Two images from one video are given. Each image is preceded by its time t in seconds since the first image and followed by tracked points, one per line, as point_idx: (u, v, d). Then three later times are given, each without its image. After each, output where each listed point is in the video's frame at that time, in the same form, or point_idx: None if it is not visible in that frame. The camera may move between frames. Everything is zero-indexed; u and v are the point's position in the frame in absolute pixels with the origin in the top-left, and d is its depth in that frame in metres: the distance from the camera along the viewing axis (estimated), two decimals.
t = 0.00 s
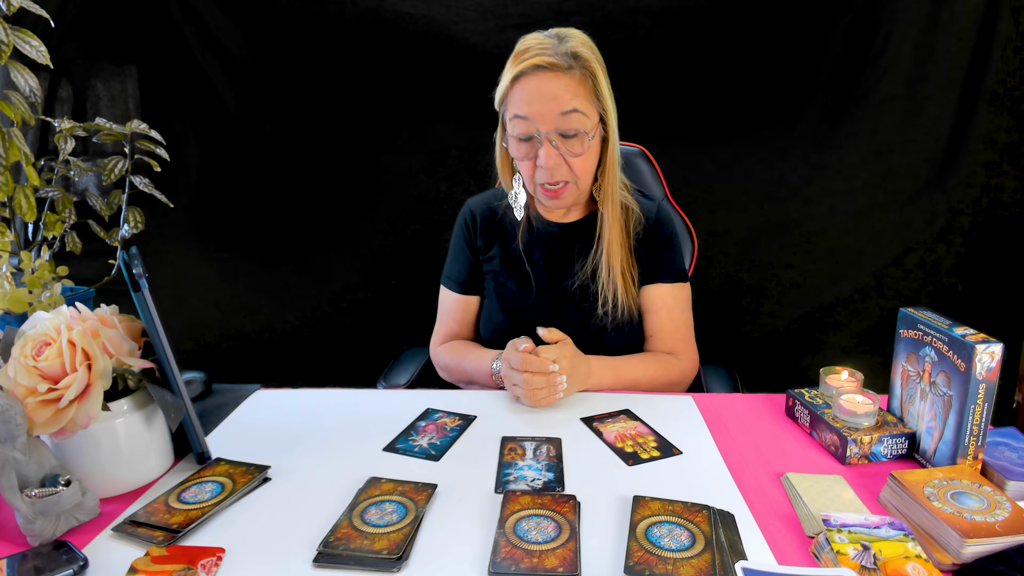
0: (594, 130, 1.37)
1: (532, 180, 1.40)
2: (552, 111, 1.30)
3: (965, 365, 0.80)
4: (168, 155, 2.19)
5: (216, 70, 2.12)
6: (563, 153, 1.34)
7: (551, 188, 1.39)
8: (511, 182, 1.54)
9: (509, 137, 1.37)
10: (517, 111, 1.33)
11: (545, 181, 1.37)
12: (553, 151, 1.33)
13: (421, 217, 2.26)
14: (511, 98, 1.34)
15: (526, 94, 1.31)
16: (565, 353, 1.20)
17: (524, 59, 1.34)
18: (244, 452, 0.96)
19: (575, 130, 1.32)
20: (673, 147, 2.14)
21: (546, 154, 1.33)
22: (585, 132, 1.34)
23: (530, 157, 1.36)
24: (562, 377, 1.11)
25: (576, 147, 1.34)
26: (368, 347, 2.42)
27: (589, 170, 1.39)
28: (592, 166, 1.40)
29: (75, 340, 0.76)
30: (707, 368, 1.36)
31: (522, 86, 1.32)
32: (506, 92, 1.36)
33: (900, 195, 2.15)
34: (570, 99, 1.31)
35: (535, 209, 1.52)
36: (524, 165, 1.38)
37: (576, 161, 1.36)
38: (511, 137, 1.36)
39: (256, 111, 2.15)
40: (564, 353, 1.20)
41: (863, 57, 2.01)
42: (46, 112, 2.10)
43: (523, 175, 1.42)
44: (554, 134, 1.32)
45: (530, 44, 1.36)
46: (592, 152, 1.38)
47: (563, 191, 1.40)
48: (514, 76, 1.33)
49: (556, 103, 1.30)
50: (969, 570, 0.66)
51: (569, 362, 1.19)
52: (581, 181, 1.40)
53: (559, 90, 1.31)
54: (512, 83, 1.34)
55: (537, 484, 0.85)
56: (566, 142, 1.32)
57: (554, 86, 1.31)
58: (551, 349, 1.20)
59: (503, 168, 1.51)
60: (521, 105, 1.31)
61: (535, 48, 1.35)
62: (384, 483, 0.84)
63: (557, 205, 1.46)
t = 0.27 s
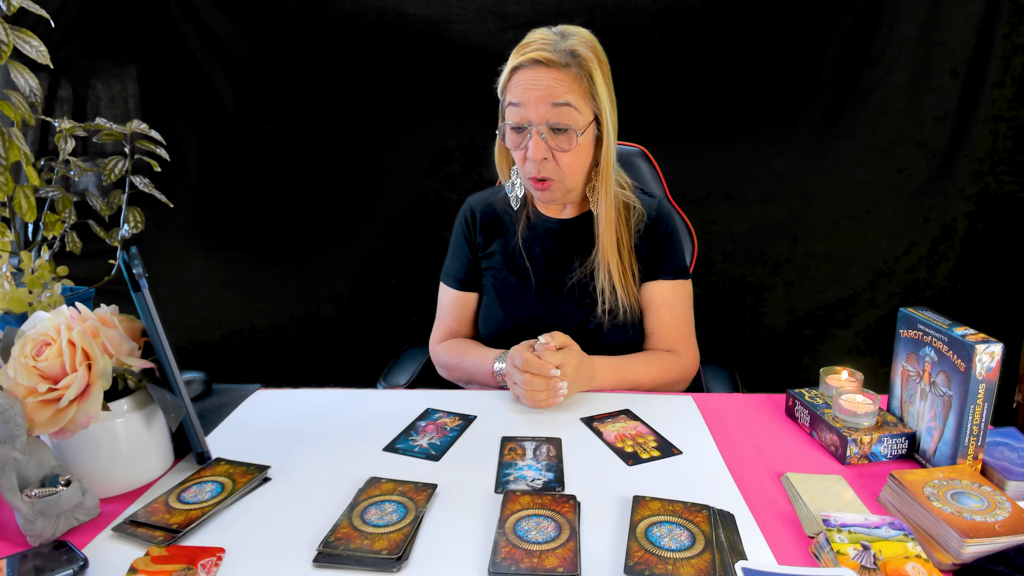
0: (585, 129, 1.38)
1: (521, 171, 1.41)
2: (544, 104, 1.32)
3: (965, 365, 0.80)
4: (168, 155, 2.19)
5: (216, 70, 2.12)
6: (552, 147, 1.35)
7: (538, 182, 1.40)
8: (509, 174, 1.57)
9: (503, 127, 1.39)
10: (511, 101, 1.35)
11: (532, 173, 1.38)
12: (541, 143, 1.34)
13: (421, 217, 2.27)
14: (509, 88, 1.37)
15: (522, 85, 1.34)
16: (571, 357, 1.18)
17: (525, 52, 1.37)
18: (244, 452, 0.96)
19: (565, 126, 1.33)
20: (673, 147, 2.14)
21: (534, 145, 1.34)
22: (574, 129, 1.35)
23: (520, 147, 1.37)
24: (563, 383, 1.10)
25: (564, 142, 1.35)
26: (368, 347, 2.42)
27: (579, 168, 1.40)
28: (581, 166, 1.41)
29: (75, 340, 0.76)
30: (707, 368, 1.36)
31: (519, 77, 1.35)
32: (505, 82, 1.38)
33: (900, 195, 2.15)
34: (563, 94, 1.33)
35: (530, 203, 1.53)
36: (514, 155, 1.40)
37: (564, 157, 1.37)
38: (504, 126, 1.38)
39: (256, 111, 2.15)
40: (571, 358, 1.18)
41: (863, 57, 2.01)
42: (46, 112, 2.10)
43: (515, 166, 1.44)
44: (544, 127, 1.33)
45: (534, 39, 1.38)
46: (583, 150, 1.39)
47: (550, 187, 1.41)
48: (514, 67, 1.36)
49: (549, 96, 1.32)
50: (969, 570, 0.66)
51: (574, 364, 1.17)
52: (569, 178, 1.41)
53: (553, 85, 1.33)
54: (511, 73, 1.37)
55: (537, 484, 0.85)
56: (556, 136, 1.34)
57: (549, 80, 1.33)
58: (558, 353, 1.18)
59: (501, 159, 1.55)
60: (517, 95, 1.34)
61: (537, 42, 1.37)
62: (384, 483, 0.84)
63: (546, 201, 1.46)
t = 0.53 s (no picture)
0: (587, 132, 1.38)
1: (524, 176, 1.42)
2: (543, 113, 1.32)
3: (965, 365, 0.80)
4: (168, 155, 2.19)
5: (216, 70, 2.12)
6: (554, 154, 1.36)
7: (543, 186, 1.41)
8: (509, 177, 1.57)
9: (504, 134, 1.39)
10: (511, 109, 1.35)
11: (537, 179, 1.39)
12: (545, 150, 1.35)
13: (421, 217, 2.27)
14: (508, 96, 1.37)
15: (520, 94, 1.33)
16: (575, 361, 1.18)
17: (521, 59, 1.36)
18: (244, 452, 0.96)
19: (567, 132, 1.34)
20: (673, 147, 2.14)
21: (538, 152, 1.35)
22: (576, 133, 1.35)
23: (523, 154, 1.38)
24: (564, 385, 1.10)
25: (567, 148, 1.36)
26: (368, 347, 2.42)
27: (582, 171, 1.40)
28: (586, 167, 1.41)
29: (75, 340, 0.76)
30: (707, 368, 1.36)
31: (517, 86, 1.35)
32: (503, 90, 1.38)
33: (899, 195, 2.14)
34: (563, 100, 1.33)
35: (533, 205, 1.53)
36: (517, 161, 1.40)
37: (568, 162, 1.37)
38: (505, 134, 1.38)
39: (256, 111, 2.15)
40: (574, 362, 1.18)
41: (863, 57, 2.01)
42: (46, 112, 2.10)
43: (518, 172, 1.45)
44: (546, 134, 1.34)
45: (530, 44, 1.37)
46: (586, 153, 1.40)
47: (556, 189, 1.42)
48: (511, 75, 1.35)
49: (549, 103, 1.32)
50: (969, 570, 0.66)
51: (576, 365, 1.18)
52: (573, 181, 1.41)
53: (553, 92, 1.32)
54: (509, 81, 1.36)
55: (537, 484, 0.85)
56: (558, 142, 1.34)
57: (548, 87, 1.33)
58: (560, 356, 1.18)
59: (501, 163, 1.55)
60: (516, 104, 1.34)
61: (533, 48, 1.36)
62: (384, 483, 0.84)
63: (551, 203, 1.47)
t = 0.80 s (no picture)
0: (587, 127, 1.38)
1: (525, 172, 1.42)
2: (545, 106, 1.32)
3: (965, 365, 0.80)
4: (168, 155, 2.19)
5: (216, 70, 2.12)
6: (556, 148, 1.35)
7: (544, 182, 1.40)
8: (508, 173, 1.56)
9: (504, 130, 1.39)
10: (512, 104, 1.35)
11: (538, 174, 1.38)
12: (546, 145, 1.34)
13: (421, 217, 2.27)
14: (508, 91, 1.37)
15: (521, 88, 1.34)
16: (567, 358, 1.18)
17: (521, 55, 1.37)
18: (244, 451, 0.96)
19: (568, 126, 1.34)
20: (672, 147, 2.14)
21: (539, 147, 1.34)
22: (577, 128, 1.35)
23: (524, 150, 1.37)
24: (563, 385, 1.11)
25: (568, 142, 1.36)
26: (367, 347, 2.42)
27: (582, 167, 1.40)
28: (586, 162, 1.41)
29: (75, 340, 0.76)
30: (707, 368, 1.36)
31: (518, 80, 1.35)
32: (503, 85, 1.38)
33: (899, 195, 2.14)
34: (564, 95, 1.33)
35: (533, 203, 1.53)
36: (517, 157, 1.39)
37: (569, 156, 1.37)
38: (505, 129, 1.37)
39: (256, 111, 2.15)
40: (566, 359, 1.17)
41: (863, 57, 2.01)
42: (46, 112, 2.10)
43: (519, 168, 1.44)
44: (547, 128, 1.33)
45: (529, 40, 1.38)
46: (586, 148, 1.40)
47: (557, 185, 1.41)
48: (512, 70, 1.36)
49: (550, 97, 1.32)
50: (969, 570, 0.66)
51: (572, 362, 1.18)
52: (574, 177, 1.41)
53: (554, 85, 1.33)
54: (510, 76, 1.37)
55: (537, 484, 0.85)
56: (559, 137, 1.34)
57: (549, 81, 1.33)
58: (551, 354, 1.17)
59: (500, 160, 1.54)
60: (517, 98, 1.34)
61: (533, 43, 1.37)
62: (384, 483, 0.84)
63: (551, 200, 1.47)
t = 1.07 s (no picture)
0: (578, 123, 1.39)
1: (518, 164, 1.44)
2: (536, 100, 1.35)
3: (965, 365, 0.80)
4: (168, 155, 2.19)
5: (216, 70, 2.12)
6: (546, 142, 1.37)
7: (535, 175, 1.42)
8: (505, 169, 1.56)
9: (497, 123, 1.42)
10: (505, 98, 1.37)
11: (528, 167, 1.41)
12: (535, 138, 1.37)
13: (421, 217, 2.27)
14: (503, 84, 1.39)
15: (514, 82, 1.35)
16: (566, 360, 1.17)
17: (517, 48, 1.38)
18: (244, 452, 0.96)
19: (558, 120, 1.36)
20: (672, 147, 2.14)
21: (529, 140, 1.37)
22: (567, 123, 1.37)
23: (514, 142, 1.40)
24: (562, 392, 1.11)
25: (558, 137, 1.37)
26: (367, 347, 2.42)
27: (573, 162, 1.42)
28: (578, 158, 1.42)
29: (75, 340, 0.76)
30: (707, 368, 1.36)
31: (512, 74, 1.36)
32: (498, 79, 1.40)
33: (899, 195, 2.14)
34: (555, 91, 1.35)
35: (529, 201, 1.54)
36: (509, 149, 1.42)
37: (559, 151, 1.39)
38: (498, 122, 1.40)
39: (256, 111, 2.16)
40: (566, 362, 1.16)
41: (863, 57, 2.01)
42: (46, 112, 2.10)
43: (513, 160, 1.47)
44: (538, 122, 1.36)
45: (526, 35, 1.39)
46: (578, 144, 1.41)
47: (548, 179, 1.43)
48: (506, 64, 1.38)
49: (541, 92, 1.34)
50: (969, 570, 0.66)
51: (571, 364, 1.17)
52: (565, 172, 1.43)
53: (545, 80, 1.34)
54: (505, 70, 1.38)
55: (537, 484, 0.85)
56: (549, 131, 1.36)
57: (541, 76, 1.34)
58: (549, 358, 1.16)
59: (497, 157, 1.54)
60: (510, 91, 1.36)
61: (529, 38, 1.37)
62: (384, 483, 0.84)
63: (543, 196, 1.49)
